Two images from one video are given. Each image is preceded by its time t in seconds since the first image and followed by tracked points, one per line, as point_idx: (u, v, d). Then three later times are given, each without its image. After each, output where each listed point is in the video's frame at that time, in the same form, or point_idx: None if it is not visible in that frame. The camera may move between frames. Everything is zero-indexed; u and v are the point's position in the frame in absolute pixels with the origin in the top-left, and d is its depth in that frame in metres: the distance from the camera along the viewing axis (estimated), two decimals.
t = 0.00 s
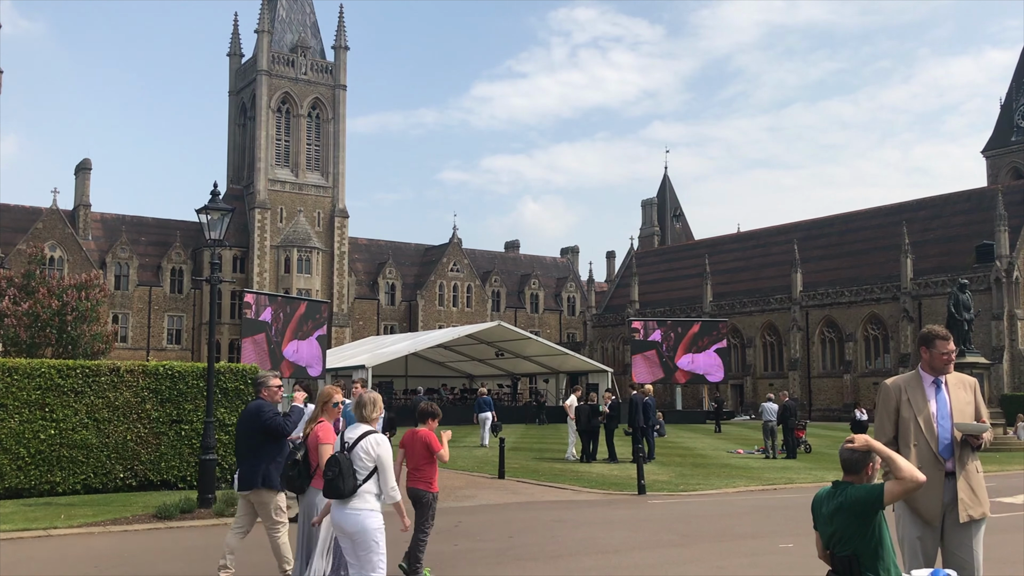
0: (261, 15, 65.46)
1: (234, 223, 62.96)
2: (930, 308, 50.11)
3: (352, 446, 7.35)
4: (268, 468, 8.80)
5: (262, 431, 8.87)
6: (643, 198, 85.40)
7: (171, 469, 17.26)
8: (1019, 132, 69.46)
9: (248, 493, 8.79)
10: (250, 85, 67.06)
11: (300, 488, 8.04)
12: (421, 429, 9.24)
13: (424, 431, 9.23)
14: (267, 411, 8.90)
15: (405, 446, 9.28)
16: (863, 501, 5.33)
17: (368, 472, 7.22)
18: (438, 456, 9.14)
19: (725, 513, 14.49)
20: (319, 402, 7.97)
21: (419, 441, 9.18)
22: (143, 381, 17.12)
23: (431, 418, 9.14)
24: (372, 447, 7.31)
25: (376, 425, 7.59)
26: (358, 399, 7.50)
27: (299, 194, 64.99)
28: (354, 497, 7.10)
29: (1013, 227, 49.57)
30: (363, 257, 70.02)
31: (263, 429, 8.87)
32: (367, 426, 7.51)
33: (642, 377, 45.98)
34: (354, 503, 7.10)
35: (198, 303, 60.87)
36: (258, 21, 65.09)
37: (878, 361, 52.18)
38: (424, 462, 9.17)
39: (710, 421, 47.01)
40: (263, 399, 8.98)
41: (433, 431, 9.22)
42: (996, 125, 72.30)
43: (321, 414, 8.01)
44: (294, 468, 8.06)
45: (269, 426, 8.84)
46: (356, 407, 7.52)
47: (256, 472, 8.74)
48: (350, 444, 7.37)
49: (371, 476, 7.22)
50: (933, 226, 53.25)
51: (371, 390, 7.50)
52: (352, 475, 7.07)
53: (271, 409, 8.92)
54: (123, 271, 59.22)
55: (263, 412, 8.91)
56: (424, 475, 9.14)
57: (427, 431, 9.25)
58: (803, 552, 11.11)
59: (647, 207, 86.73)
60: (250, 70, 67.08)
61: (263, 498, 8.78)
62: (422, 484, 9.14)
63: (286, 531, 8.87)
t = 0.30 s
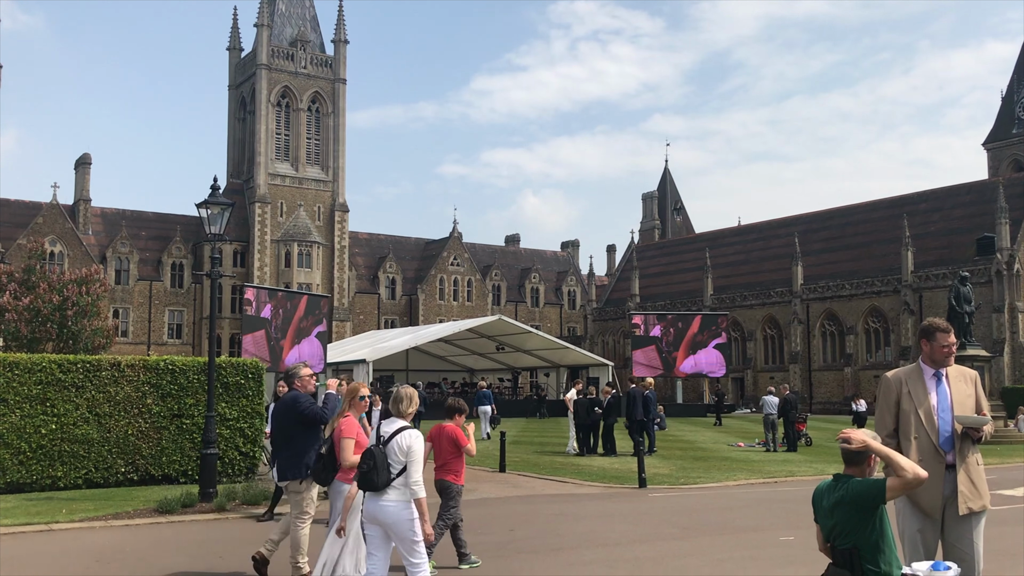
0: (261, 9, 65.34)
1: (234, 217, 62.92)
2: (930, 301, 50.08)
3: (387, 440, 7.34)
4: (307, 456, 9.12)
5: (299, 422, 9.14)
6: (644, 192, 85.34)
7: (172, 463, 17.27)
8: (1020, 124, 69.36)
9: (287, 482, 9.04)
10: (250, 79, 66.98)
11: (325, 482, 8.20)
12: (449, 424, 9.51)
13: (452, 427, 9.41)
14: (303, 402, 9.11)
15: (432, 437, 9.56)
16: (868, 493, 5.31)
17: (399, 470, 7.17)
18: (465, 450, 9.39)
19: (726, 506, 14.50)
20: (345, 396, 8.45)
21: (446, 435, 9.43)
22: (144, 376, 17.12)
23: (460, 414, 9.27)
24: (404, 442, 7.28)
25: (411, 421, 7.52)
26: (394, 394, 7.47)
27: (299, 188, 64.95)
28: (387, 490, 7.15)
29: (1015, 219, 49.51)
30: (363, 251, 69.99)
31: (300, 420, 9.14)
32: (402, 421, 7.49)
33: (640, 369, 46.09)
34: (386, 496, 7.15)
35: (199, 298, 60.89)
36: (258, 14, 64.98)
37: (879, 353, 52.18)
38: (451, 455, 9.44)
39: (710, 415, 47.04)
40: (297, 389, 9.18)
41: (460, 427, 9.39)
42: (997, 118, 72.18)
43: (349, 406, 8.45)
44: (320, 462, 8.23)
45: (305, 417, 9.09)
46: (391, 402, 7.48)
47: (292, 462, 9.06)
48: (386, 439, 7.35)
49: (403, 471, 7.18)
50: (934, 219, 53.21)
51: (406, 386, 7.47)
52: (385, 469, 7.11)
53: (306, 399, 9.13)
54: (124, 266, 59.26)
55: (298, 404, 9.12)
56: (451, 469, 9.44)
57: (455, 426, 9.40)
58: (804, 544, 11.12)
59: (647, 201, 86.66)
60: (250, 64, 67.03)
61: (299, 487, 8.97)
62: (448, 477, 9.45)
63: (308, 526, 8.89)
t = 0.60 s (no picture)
0: (261, 4, 65.22)
1: (235, 213, 62.87)
2: (933, 293, 49.97)
3: (432, 435, 7.60)
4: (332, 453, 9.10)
5: (330, 418, 9.23)
6: (646, 185, 85.20)
7: (174, 459, 17.28)
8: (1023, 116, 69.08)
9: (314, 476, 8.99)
10: (250, 74, 66.86)
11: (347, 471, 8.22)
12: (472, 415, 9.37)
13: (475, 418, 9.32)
14: (335, 399, 9.23)
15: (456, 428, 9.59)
16: (864, 491, 5.28)
17: (447, 462, 7.45)
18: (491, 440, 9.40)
19: (730, 500, 14.46)
20: (371, 387, 8.22)
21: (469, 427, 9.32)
22: (147, 371, 17.11)
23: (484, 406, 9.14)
24: (451, 436, 7.56)
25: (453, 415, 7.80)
26: (439, 388, 7.63)
27: (300, 183, 64.88)
28: (435, 481, 7.37)
29: (1018, 211, 49.34)
30: (364, 246, 69.93)
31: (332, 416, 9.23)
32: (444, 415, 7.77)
33: (642, 365, 45.82)
34: (434, 488, 7.36)
35: (200, 293, 60.90)
36: (258, 9, 64.84)
37: (882, 346, 52.08)
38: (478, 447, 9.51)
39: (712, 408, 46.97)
40: (328, 386, 9.32)
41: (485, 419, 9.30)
42: (1000, 109, 71.91)
43: (374, 400, 8.21)
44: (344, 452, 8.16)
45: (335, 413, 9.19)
46: (437, 396, 7.66)
47: (322, 455, 9.07)
48: (431, 432, 7.61)
49: (449, 465, 7.46)
50: (937, 212, 53.08)
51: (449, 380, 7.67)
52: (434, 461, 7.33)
53: (338, 396, 9.26)
54: (126, 262, 59.28)
55: (330, 400, 9.22)
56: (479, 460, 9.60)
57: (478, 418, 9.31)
58: (807, 538, 11.08)
59: (649, 194, 86.51)
60: (251, 59, 66.89)
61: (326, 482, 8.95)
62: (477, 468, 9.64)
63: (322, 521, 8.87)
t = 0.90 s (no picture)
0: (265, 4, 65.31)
1: (240, 212, 62.98)
2: (938, 291, 49.92)
3: (464, 432, 7.75)
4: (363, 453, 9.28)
5: (359, 418, 9.28)
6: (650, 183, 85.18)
7: (180, 458, 17.33)
8: None
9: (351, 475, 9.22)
10: (254, 74, 66.94)
11: (377, 470, 8.25)
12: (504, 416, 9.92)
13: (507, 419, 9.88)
14: (365, 398, 9.30)
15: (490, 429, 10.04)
16: (869, 505, 5.25)
17: (480, 457, 7.63)
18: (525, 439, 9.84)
19: (735, 498, 14.50)
20: (399, 388, 8.30)
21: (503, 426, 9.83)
22: (152, 371, 17.15)
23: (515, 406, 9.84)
24: (484, 435, 7.70)
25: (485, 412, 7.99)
26: (470, 388, 7.97)
27: (304, 183, 64.98)
28: (469, 477, 7.55)
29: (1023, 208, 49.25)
30: (369, 245, 70.01)
31: (361, 417, 9.27)
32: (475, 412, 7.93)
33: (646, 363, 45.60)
34: (467, 484, 7.53)
35: (206, 293, 61.06)
36: (262, 9, 64.95)
37: (886, 344, 52.05)
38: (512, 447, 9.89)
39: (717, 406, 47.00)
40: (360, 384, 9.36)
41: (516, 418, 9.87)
42: (1005, 106, 71.74)
43: (402, 401, 8.29)
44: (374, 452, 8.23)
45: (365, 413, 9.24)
46: (468, 395, 7.99)
47: (355, 454, 9.26)
48: (464, 430, 7.76)
49: (483, 459, 7.64)
50: (941, 209, 53.02)
51: (481, 380, 8.01)
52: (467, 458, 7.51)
53: (369, 395, 9.33)
54: (131, 262, 59.44)
55: (361, 399, 9.31)
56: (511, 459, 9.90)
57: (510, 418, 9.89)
58: (812, 535, 11.11)
59: (653, 192, 86.48)
60: (254, 59, 66.98)
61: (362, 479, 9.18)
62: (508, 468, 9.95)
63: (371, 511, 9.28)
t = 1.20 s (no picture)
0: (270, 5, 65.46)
1: (246, 213, 63.11)
2: (943, 291, 49.85)
3: (491, 431, 7.83)
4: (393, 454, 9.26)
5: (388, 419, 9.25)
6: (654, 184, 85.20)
7: (186, 458, 17.38)
8: None
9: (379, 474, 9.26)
10: (259, 75, 67.08)
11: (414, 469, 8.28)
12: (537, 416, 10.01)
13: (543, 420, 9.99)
14: (393, 399, 9.21)
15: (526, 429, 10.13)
16: (873, 507, 5.26)
17: (507, 457, 7.71)
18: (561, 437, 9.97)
19: (740, 498, 14.53)
20: (432, 389, 8.37)
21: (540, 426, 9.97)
22: (158, 372, 17.23)
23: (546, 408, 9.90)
24: (510, 434, 7.77)
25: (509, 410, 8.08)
26: (493, 390, 8.06)
27: (309, 184, 65.10)
28: (498, 477, 7.65)
29: None
30: (374, 246, 70.07)
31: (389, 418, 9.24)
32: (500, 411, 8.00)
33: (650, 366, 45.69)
34: (497, 483, 7.63)
35: (211, 293, 61.14)
36: (267, 11, 65.12)
37: (891, 345, 51.99)
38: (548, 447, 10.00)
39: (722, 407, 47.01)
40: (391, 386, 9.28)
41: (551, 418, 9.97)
42: (1011, 106, 71.59)
43: (436, 400, 8.38)
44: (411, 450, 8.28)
45: (394, 416, 9.20)
46: (491, 395, 8.05)
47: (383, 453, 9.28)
48: (490, 429, 7.84)
49: (511, 458, 7.73)
50: (947, 209, 52.95)
51: (503, 381, 8.08)
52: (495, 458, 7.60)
53: (396, 397, 9.23)
54: (136, 263, 59.57)
55: (389, 400, 9.22)
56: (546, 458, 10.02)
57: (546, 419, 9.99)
58: (818, 536, 11.14)
59: (658, 193, 86.50)
60: (260, 60, 67.12)
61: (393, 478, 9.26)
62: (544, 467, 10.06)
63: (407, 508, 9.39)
